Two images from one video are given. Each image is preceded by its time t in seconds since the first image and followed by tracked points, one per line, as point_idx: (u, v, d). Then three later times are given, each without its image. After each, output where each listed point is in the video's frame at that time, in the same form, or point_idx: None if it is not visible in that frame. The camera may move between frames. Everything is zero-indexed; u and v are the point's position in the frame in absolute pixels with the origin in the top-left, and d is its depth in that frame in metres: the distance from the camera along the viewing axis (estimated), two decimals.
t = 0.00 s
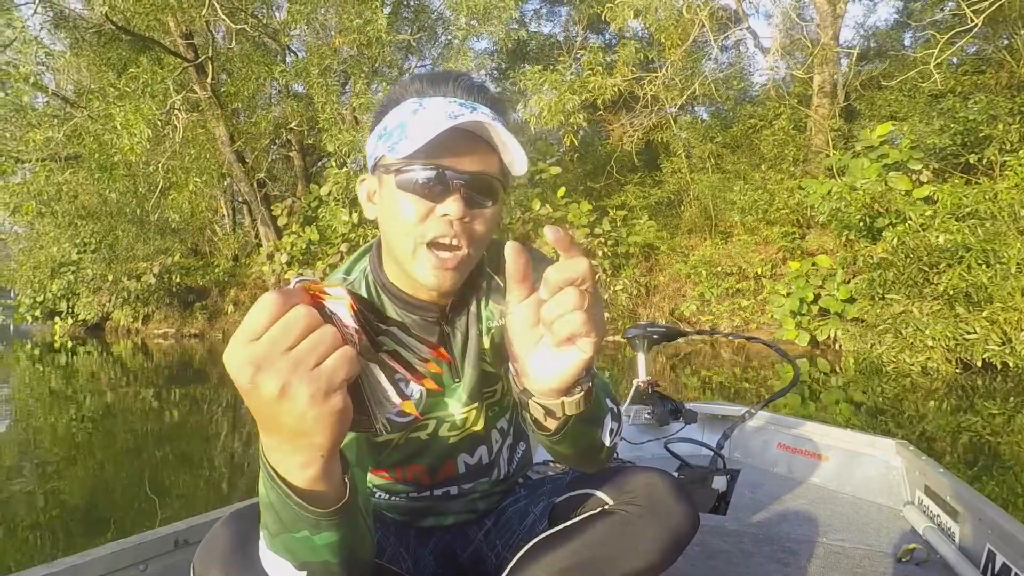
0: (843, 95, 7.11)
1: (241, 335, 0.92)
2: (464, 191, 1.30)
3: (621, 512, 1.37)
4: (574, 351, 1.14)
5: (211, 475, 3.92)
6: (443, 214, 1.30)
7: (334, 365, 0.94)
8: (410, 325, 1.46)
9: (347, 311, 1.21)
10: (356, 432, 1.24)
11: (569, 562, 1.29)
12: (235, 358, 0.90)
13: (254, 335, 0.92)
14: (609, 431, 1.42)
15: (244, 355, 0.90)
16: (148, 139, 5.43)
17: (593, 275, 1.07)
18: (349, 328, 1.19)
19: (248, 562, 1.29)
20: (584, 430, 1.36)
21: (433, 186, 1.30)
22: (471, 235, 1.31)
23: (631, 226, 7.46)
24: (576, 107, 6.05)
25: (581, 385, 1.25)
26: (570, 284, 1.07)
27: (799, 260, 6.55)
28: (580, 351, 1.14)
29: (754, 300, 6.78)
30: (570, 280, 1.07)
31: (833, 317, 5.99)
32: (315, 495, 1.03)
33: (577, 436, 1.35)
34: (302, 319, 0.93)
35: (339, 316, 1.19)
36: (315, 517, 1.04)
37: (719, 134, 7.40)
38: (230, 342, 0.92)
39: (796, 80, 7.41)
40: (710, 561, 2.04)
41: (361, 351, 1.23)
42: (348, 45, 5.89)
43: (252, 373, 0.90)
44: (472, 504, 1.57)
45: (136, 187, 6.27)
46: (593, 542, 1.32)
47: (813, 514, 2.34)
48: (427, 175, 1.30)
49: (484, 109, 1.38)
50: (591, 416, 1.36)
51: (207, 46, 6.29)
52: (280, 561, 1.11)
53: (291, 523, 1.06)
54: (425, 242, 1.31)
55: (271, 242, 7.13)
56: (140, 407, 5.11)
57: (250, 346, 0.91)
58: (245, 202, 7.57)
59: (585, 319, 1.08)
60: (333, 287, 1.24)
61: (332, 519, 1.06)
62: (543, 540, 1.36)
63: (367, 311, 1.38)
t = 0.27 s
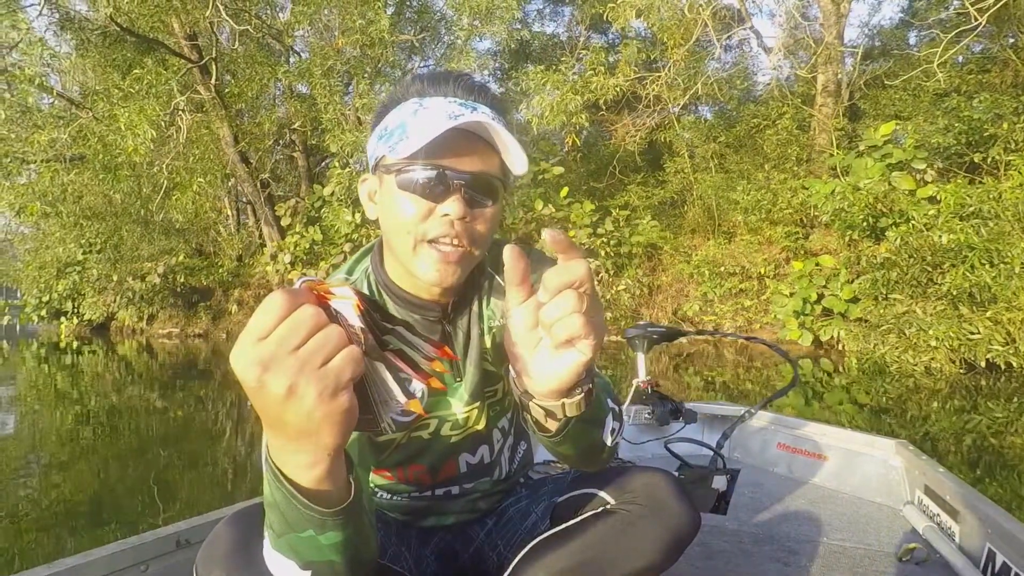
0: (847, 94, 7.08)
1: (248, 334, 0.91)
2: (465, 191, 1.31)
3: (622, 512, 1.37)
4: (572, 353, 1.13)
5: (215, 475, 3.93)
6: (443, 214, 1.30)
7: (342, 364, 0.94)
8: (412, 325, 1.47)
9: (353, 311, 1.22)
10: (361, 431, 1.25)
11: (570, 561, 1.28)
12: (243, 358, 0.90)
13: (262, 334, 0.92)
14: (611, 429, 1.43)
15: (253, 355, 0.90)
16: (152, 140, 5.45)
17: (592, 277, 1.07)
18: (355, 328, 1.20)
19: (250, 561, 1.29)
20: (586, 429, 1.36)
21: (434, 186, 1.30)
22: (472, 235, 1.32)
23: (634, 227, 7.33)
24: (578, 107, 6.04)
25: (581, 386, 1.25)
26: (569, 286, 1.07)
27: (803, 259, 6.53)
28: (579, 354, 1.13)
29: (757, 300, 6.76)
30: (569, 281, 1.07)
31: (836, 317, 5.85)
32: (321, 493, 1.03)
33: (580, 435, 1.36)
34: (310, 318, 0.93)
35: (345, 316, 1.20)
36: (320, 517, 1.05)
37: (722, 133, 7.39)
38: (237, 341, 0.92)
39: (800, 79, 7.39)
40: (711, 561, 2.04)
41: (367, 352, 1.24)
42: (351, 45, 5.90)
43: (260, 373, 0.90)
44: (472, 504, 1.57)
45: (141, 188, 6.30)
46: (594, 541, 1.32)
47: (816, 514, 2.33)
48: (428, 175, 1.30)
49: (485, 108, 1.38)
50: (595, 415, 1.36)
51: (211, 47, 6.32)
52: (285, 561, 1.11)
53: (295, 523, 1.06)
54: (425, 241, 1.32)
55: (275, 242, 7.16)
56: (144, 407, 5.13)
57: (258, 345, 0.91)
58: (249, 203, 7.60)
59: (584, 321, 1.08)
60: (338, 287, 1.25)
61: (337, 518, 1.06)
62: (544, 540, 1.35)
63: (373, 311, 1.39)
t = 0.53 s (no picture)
0: (851, 93, 7.07)
1: (252, 336, 0.92)
2: (463, 189, 1.31)
3: (624, 512, 1.37)
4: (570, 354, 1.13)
5: (219, 474, 3.95)
6: (442, 213, 1.30)
7: (345, 364, 0.95)
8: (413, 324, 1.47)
9: (356, 311, 1.22)
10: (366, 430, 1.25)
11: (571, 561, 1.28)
12: (246, 359, 0.91)
13: (265, 333, 0.93)
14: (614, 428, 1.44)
15: (256, 356, 0.91)
16: (155, 140, 5.47)
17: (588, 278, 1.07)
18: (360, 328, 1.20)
19: (253, 561, 1.30)
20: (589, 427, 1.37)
21: (432, 185, 1.30)
22: (471, 234, 1.32)
23: (636, 227, 7.35)
24: (580, 107, 6.03)
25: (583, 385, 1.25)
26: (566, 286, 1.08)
27: (806, 259, 6.52)
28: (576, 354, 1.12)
29: (760, 300, 6.75)
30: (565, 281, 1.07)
31: (839, 317, 5.88)
32: (324, 494, 1.04)
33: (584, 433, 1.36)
34: (312, 319, 0.94)
35: (348, 315, 1.20)
36: (324, 517, 1.05)
37: (726, 132, 7.38)
38: (241, 343, 0.92)
39: (804, 78, 7.37)
40: (712, 560, 2.04)
41: (371, 351, 1.23)
42: (354, 46, 5.91)
43: (263, 373, 0.91)
44: (474, 503, 1.57)
45: (145, 189, 6.32)
46: (597, 540, 1.31)
47: (818, 514, 2.32)
48: (426, 174, 1.31)
49: (480, 106, 1.39)
50: (597, 413, 1.37)
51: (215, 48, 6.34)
52: (289, 561, 1.12)
53: (300, 523, 1.07)
54: (424, 239, 1.32)
55: (279, 242, 7.18)
56: (149, 406, 5.15)
57: (262, 345, 0.91)
58: (253, 203, 7.63)
59: (581, 321, 1.08)
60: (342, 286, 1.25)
61: (341, 518, 1.07)
62: (547, 540, 1.35)
63: (379, 311, 1.38)
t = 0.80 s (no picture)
0: (856, 93, 7.03)
1: (253, 334, 0.92)
2: (468, 188, 1.31)
3: (626, 512, 1.37)
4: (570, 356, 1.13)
5: (223, 474, 3.97)
6: (448, 212, 1.30)
7: (347, 364, 0.95)
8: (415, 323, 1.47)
9: (358, 311, 1.21)
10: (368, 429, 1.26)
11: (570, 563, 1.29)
12: (250, 358, 0.91)
13: (267, 333, 0.92)
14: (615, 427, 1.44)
15: (259, 355, 0.91)
16: (159, 141, 5.49)
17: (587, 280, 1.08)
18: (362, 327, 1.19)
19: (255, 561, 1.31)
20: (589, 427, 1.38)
21: (436, 184, 1.30)
22: (477, 232, 1.32)
23: (639, 227, 7.35)
24: (583, 107, 6.02)
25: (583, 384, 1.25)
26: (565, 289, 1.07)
27: (810, 259, 6.50)
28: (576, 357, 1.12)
29: (764, 300, 6.73)
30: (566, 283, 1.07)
31: (843, 318, 5.86)
32: (325, 492, 1.04)
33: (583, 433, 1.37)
34: (314, 318, 0.94)
35: (350, 316, 1.19)
36: (327, 517, 1.06)
37: (729, 132, 7.36)
38: (243, 341, 0.92)
39: (807, 77, 7.36)
40: (712, 560, 2.04)
41: (372, 350, 1.23)
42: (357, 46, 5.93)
43: (267, 372, 0.91)
44: (476, 503, 1.58)
45: (150, 189, 6.35)
46: (598, 540, 1.32)
47: (819, 514, 2.32)
48: (429, 173, 1.30)
49: (480, 104, 1.39)
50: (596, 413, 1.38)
51: (219, 49, 6.36)
52: (292, 561, 1.13)
53: (301, 522, 1.08)
54: (431, 239, 1.32)
55: (283, 242, 7.21)
56: (154, 406, 5.18)
57: (264, 344, 0.91)
58: (257, 204, 7.65)
59: (581, 325, 1.07)
60: (344, 286, 1.25)
61: (343, 517, 1.08)
62: (548, 541, 1.36)
63: (379, 310, 1.37)
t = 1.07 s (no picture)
0: (861, 92, 7.00)
1: (257, 336, 0.93)
2: (464, 185, 1.31)
3: (628, 513, 1.38)
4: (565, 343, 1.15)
5: (227, 473, 3.99)
6: (445, 209, 1.30)
7: (349, 366, 0.95)
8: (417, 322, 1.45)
9: (361, 313, 1.16)
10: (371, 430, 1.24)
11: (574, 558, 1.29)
12: (252, 360, 0.92)
13: (270, 336, 0.93)
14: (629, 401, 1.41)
15: (260, 356, 0.92)
16: (163, 142, 5.52)
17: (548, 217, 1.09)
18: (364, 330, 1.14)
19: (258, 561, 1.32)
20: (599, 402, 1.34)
21: (432, 181, 1.30)
22: (474, 228, 1.32)
23: (642, 227, 7.34)
24: (585, 107, 6.02)
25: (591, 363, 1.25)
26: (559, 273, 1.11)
27: (814, 259, 6.48)
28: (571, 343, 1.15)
29: (768, 300, 6.71)
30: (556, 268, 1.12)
31: (847, 318, 5.84)
32: (329, 495, 1.05)
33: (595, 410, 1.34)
34: (316, 321, 0.95)
35: (351, 318, 1.13)
36: (330, 519, 1.06)
37: (733, 132, 7.35)
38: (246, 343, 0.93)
39: (812, 77, 7.34)
40: (712, 560, 2.04)
41: (376, 353, 1.19)
42: (360, 47, 5.94)
43: (268, 373, 0.91)
44: (477, 503, 1.58)
45: (155, 190, 6.38)
46: (599, 540, 1.32)
47: (820, 514, 2.32)
48: (424, 170, 1.30)
49: (472, 100, 1.40)
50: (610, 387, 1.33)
51: (224, 49, 6.39)
52: (295, 564, 1.14)
53: (303, 524, 1.08)
54: (429, 238, 1.31)
55: (287, 242, 7.23)
56: (160, 405, 5.21)
57: (266, 347, 0.92)
58: (262, 204, 7.68)
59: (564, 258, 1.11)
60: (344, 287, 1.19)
61: (347, 519, 1.08)
62: (549, 541, 1.36)
63: (379, 312, 1.31)
